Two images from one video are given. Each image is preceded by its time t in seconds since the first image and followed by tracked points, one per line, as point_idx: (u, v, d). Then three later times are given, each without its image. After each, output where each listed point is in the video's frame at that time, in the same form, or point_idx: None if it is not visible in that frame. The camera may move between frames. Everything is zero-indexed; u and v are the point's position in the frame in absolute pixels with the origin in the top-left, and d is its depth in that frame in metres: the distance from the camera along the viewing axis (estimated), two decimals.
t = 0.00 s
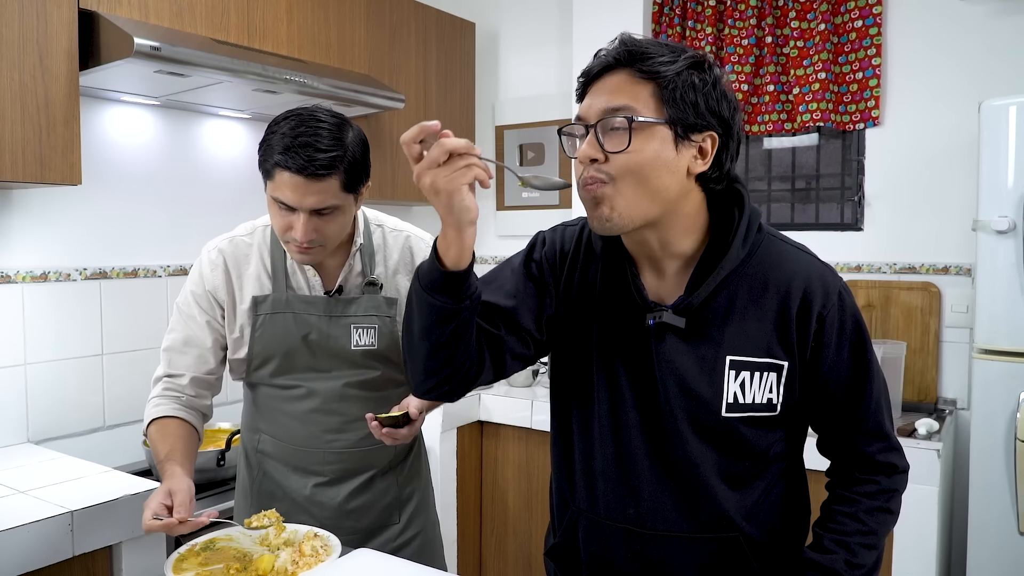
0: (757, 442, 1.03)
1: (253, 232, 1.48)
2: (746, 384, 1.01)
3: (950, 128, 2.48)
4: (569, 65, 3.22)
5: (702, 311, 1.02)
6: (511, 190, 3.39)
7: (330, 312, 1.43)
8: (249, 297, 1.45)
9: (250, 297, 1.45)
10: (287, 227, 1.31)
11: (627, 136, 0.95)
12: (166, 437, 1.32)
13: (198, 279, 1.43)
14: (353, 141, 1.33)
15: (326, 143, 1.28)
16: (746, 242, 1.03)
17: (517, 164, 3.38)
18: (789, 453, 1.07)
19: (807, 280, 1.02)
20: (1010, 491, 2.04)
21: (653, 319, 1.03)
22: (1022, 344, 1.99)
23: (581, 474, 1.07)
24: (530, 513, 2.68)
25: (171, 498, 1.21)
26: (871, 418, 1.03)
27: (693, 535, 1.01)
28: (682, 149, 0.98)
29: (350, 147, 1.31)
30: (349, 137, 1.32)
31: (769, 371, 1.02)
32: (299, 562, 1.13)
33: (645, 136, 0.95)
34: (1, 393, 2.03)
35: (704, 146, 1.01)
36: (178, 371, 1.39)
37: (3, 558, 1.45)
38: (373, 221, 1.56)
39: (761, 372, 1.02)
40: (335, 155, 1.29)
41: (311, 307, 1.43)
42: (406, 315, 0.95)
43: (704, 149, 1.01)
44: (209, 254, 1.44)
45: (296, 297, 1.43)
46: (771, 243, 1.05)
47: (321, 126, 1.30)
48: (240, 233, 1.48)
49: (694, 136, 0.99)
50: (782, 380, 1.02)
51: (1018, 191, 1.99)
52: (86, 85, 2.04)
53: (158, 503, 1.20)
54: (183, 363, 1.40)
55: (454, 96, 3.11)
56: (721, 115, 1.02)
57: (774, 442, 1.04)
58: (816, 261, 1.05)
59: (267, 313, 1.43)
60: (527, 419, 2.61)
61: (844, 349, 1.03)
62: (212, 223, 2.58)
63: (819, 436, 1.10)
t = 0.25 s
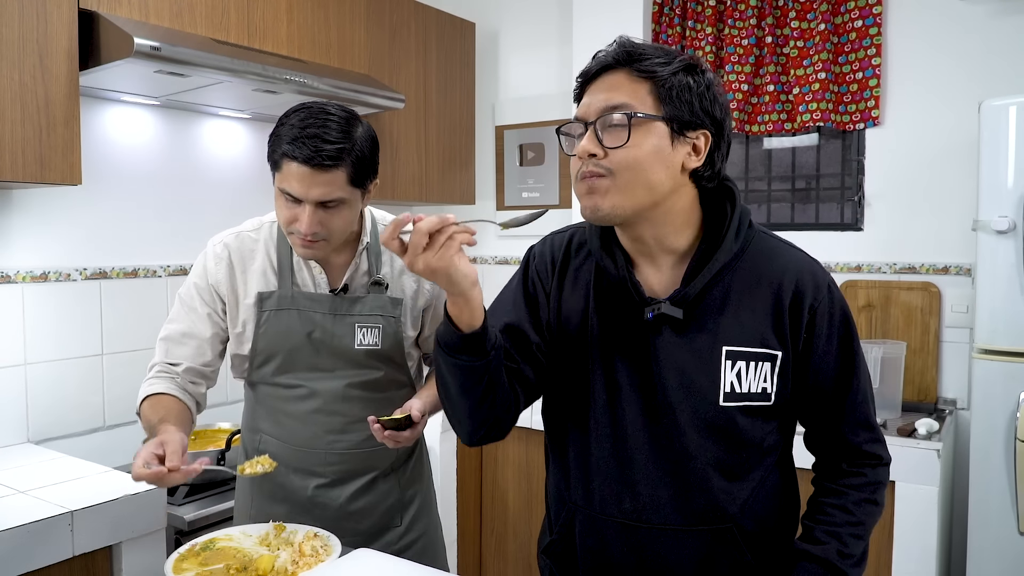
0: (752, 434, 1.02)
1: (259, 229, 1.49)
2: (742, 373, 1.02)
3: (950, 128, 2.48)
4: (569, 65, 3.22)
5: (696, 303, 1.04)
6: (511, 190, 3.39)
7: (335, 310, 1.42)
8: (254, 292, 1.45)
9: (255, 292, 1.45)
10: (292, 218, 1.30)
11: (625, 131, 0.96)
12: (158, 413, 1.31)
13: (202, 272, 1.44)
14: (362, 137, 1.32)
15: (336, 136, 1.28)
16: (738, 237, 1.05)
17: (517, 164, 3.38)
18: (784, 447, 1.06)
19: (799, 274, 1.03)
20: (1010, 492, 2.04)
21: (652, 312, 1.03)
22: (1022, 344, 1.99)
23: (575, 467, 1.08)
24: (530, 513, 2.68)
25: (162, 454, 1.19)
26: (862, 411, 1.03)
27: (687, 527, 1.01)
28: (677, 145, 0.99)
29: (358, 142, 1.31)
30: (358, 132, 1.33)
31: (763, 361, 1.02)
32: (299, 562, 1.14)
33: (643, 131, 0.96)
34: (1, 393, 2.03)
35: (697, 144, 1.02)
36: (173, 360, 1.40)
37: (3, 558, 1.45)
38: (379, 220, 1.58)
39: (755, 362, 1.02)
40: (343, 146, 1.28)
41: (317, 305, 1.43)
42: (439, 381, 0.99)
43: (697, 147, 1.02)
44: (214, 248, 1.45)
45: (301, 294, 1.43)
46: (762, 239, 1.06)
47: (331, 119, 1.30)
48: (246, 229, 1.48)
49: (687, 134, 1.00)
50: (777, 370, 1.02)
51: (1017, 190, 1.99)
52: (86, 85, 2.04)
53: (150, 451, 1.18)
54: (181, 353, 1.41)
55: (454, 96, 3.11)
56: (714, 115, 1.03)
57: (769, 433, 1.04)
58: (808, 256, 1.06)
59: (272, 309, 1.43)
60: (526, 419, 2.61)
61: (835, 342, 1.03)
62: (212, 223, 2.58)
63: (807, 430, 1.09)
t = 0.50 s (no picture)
0: (750, 430, 1.02)
1: (274, 220, 1.50)
2: (740, 367, 1.02)
3: (951, 128, 2.48)
4: (569, 65, 3.22)
5: (693, 299, 1.05)
6: (511, 190, 3.39)
7: (342, 308, 1.42)
8: (264, 284, 1.48)
9: (265, 285, 1.48)
10: (298, 208, 1.30)
11: (632, 120, 1.00)
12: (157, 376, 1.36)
13: (214, 255, 1.47)
14: (372, 131, 1.33)
15: (347, 124, 1.28)
16: (731, 236, 1.08)
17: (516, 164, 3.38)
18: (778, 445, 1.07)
19: (792, 275, 1.06)
20: (1011, 492, 2.04)
21: (654, 309, 1.05)
22: (1022, 344, 1.99)
23: (574, 464, 1.09)
24: (530, 513, 2.68)
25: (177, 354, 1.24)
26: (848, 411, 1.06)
27: (684, 523, 1.02)
28: (680, 133, 1.03)
29: (367, 134, 1.32)
30: (370, 126, 1.33)
31: (760, 356, 1.03)
32: (299, 562, 1.14)
33: (648, 119, 1.00)
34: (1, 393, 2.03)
35: (696, 132, 1.07)
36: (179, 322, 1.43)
37: (3, 558, 1.45)
38: (394, 221, 1.55)
39: (752, 356, 1.02)
40: (351, 136, 1.29)
41: (325, 302, 1.42)
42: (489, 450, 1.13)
43: (696, 135, 1.07)
44: (228, 236, 1.47)
45: (311, 290, 1.42)
46: (755, 241, 1.09)
47: (342, 109, 1.31)
48: (263, 220, 1.50)
49: (688, 124, 1.05)
50: (774, 365, 1.03)
51: (1017, 190, 1.99)
52: (86, 85, 2.04)
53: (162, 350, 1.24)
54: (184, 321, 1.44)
55: (454, 96, 3.11)
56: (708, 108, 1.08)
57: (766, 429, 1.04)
58: (800, 259, 1.09)
59: (281, 303, 1.43)
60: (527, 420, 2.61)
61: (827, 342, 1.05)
62: (212, 223, 2.58)
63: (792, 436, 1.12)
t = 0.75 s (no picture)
0: (739, 418, 1.06)
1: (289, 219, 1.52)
2: (729, 358, 1.06)
3: (951, 128, 2.48)
4: (569, 65, 3.22)
5: (682, 292, 1.10)
6: (511, 190, 3.39)
7: (350, 313, 1.42)
8: (275, 283, 1.48)
9: (275, 284, 1.48)
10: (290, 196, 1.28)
11: (626, 116, 1.07)
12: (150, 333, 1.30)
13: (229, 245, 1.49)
14: (369, 124, 1.32)
15: (343, 112, 1.28)
16: (721, 232, 1.12)
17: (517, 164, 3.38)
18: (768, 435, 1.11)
19: (779, 271, 1.09)
20: (1011, 492, 2.04)
21: (644, 299, 1.09)
22: (1022, 344, 1.99)
23: (568, 451, 1.13)
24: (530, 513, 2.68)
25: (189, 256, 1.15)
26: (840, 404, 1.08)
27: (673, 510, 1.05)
28: (672, 129, 1.10)
29: (363, 126, 1.31)
30: (368, 118, 1.33)
31: (748, 348, 1.06)
32: (299, 562, 1.14)
33: (641, 115, 1.07)
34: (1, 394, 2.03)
35: (686, 130, 1.13)
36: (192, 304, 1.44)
37: (3, 558, 1.45)
38: (407, 223, 1.55)
39: (740, 348, 1.06)
40: (346, 123, 1.28)
41: (334, 304, 1.42)
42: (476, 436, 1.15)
43: (687, 133, 1.13)
44: (242, 228, 1.49)
45: (320, 292, 1.43)
46: (745, 239, 1.13)
47: (343, 98, 1.31)
48: (279, 216, 1.53)
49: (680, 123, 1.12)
50: (761, 357, 1.07)
51: (1017, 190, 1.99)
52: (86, 85, 2.04)
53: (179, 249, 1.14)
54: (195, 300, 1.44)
55: (454, 97, 3.11)
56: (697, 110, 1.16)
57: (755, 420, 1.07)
58: (789, 256, 1.12)
59: (289, 303, 1.44)
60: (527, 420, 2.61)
61: (814, 336, 1.08)
62: (212, 223, 2.58)
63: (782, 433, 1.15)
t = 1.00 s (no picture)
0: (738, 414, 1.06)
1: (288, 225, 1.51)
2: (728, 354, 1.06)
3: (951, 128, 2.48)
4: (569, 65, 3.22)
5: (681, 290, 1.11)
6: (511, 190, 3.39)
7: (354, 326, 1.41)
8: (276, 292, 1.49)
9: (275, 294, 1.49)
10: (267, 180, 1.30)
11: (623, 118, 1.07)
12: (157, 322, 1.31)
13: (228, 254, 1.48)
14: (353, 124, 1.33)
15: (327, 107, 1.29)
16: (717, 230, 1.13)
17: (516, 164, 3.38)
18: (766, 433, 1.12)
19: (775, 270, 1.10)
20: (1011, 492, 2.04)
21: (644, 295, 1.10)
22: (1022, 344, 1.99)
23: (569, 445, 1.13)
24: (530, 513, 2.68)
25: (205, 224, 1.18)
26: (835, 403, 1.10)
27: (673, 505, 1.05)
28: (669, 132, 1.10)
29: (347, 124, 1.32)
30: (353, 120, 1.34)
31: (747, 344, 1.07)
32: (299, 562, 1.14)
33: (639, 117, 1.07)
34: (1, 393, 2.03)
35: (683, 134, 1.13)
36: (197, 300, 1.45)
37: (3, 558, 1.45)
38: (407, 228, 1.54)
39: (739, 344, 1.07)
40: (328, 116, 1.29)
41: (334, 316, 1.41)
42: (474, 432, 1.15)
43: (683, 136, 1.13)
44: (243, 237, 1.50)
45: (321, 304, 1.41)
46: (741, 238, 1.14)
47: (334, 97, 1.32)
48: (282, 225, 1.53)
49: (676, 125, 1.12)
50: (759, 354, 1.07)
51: (1017, 190, 1.99)
52: (86, 85, 2.04)
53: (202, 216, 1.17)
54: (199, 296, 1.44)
55: (454, 97, 3.11)
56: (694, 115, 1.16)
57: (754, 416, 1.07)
58: (784, 256, 1.14)
59: (292, 313, 1.44)
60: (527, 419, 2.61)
61: (810, 334, 1.09)
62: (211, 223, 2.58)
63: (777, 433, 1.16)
